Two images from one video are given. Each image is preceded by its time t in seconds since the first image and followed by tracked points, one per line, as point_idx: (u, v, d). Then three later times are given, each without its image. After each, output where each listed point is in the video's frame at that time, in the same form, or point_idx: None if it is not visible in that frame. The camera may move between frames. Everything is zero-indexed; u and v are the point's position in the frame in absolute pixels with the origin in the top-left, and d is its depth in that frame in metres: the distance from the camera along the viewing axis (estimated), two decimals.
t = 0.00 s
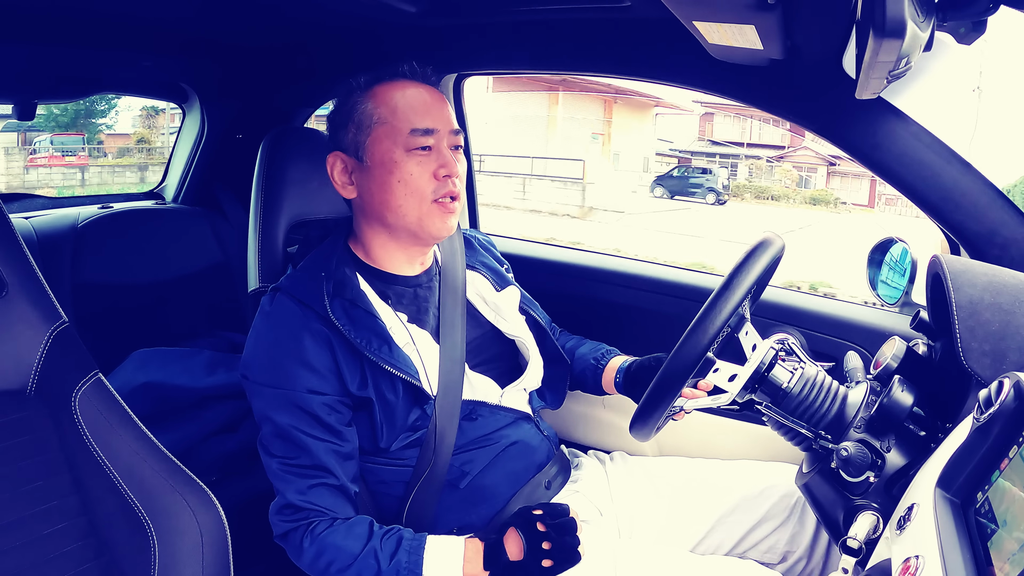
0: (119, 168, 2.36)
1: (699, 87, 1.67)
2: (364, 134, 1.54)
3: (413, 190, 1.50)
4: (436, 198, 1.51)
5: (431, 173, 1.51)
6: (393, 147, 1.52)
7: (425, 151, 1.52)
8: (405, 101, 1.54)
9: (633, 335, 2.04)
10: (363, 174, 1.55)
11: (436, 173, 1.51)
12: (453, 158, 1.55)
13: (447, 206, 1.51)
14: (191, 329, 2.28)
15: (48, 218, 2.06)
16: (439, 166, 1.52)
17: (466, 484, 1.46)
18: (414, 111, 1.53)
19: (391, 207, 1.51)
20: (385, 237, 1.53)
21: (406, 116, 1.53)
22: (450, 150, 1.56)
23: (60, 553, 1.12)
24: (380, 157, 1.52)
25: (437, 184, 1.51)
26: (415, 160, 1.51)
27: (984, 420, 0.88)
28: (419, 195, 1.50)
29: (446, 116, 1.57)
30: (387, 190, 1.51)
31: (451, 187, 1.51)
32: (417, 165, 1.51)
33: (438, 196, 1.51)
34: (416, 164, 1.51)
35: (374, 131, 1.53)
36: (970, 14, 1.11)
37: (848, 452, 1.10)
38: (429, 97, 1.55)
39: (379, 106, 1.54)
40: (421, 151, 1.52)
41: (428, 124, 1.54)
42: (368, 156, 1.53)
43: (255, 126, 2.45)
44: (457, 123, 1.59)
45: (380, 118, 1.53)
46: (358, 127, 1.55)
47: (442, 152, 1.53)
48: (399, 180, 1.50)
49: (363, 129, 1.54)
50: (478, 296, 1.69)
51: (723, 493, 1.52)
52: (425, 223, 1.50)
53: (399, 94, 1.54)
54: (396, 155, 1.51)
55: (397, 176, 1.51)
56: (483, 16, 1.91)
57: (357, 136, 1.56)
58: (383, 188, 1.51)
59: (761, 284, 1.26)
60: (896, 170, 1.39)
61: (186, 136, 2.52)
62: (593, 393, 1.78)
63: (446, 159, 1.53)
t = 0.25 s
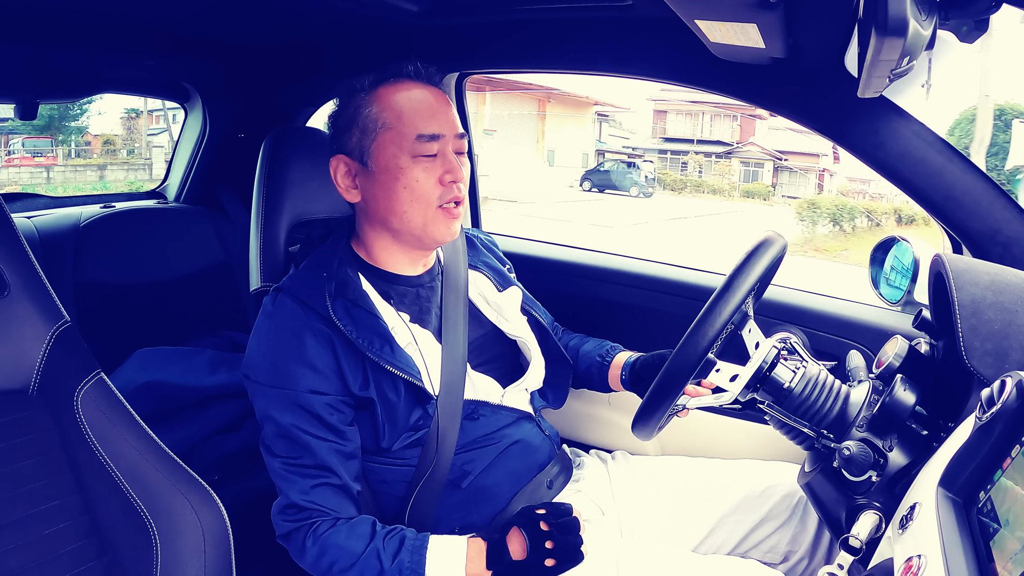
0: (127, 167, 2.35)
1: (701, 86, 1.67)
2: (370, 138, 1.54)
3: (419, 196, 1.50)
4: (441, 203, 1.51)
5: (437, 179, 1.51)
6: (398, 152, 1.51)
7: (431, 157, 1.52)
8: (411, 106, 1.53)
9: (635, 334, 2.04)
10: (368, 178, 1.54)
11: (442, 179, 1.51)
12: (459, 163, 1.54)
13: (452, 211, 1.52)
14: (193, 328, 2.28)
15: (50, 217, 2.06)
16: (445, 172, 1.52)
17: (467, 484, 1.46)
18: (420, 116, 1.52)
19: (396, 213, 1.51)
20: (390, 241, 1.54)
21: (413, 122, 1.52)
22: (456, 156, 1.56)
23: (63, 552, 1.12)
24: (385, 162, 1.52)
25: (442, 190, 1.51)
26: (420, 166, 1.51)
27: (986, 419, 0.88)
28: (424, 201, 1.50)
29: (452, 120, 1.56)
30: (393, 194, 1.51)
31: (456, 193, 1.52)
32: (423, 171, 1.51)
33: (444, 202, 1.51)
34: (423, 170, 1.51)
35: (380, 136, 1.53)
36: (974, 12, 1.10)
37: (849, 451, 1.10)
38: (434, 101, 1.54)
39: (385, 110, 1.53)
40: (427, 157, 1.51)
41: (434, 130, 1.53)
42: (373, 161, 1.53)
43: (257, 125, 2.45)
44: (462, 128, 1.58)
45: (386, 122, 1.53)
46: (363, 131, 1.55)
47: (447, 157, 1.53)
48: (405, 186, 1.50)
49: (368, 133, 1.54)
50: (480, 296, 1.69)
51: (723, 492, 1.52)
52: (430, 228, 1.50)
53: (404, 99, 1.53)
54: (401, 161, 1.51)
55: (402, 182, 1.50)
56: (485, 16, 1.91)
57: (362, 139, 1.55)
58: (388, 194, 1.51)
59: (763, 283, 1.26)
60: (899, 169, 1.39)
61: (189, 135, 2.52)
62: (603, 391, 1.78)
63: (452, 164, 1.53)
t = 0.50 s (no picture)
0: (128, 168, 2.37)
1: (704, 85, 1.67)
2: (368, 136, 1.54)
3: (419, 193, 1.50)
4: (441, 199, 1.51)
5: (436, 175, 1.51)
6: (397, 149, 1.52)
7: (430, 153, 1.52)
8: (408, 103, 1.53)
9: (637, 334, 2.04)
10: (367, 176, 1.55)
11: (441, 175, 1.51)
12: (458, 159, 1.55)
13: (453, 206, 1.52)
14: (196, 326, 2.29)
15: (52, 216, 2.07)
16: (444, 169, 1.52)
17: (469, 482, 1.47)
18: (417, 113, 1.53)
19: (396, 210, 1.51)
20: (390, 239, 1.54)
21: (410, 119, 1.52)
22: (454, 151, 1.56)
23: (65, 549, 1.13)
24: (384, 160, 1.52)
25: (442, 186, 1.51)
26: (419, 163, 1.51)
27: (988, 419, 0.87)
28: (424, 197, 1.50)
29: (449, 117, 1.57)
30: (393, 192, 1.51)
31: (456, 189, 1.52)
32: (421, 167, 1.51)
33: (444, 198, 1.51)
34: (421, 166, 1.51)
35: (378, 134, 1.53)
36: (976, 11, 1.10)
37: (851, 451, 1.10)
38: (431, 97, 1.55)
39: (381, 108, 1.54)
40: (426, 153, 1.52)
41: (432, 126, 1.53)
42: (372, 159, 1.53)
43: (260, 124, 2.44)
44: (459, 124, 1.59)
45: (384, 120, 1.53)
46: (361, 130, 1.55)
47: (446, 153, 1.53)
48: (404, 183, 1.50)
49: (366, 131, 1.54)
50: (483, 295, 1.69)
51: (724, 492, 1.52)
52: (431, 225, 1.50)
53: (400, 96, 1.53)
54: (400, 158, 1.51)
55: (402, 179, 1.51)
56: (487, 14, 1.91)
57: (360, 138, 1.55)
58: (388, 192, 1.51)
59: (765, 283, 1.26)
60: (902, 169, 1.39)
61: (192, 132, 2.52)
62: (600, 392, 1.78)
63: (451, 160, 1.53)
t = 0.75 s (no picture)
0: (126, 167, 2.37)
1: (705, 85, 1.67)
2: (371, 135, 1.54)
3: (424, 190, 1.51)
4: (446, 196, 1.52)
5: (440, 172, 1.53)
6: (401, 147, 1.52)
7: (433, 151, 1.53)
8: (410, 101, 1.54)
9: (640, 334, 2.04)
10: (370, 176, 1.55)
11: (445, 172, 1.53)
12: (459, 157, 1.57)
13: (456, 203, 1.54)
14: (198, 327, 2.29)
15: (55, 217, 2.07)
16: (447, 166, 1.54)
17: (473, 483, 1.48)
18: (420, 112, 1.54)
19: (400, 208, 1.52)
20: (394, 238, 1.54)
21: (413, 117, 1.53)
22: (456, 149, 1.58)
23: (68, 550, 1.13)
24: (387, 158, 1.52)
25: (446, 183, 1.53)
26: (423, 160, 1.52)
27: (990, 419, 0.87)
28: (429, 195, 1.51)
29: (450, 115, 1.59)
30: (397, 190, 1.52)
31: (460, 185, 1.54)
32: (426, 165, 1.52)
33: (448, 196, 1.52)
34: (426, 164, 1.52)
35: (381, 133, 1.53)
36: (977, 11, 1.10)
37: (854, 451, 1.09)
38: (433, 96, 1.56)
39: (384, 107, 1.54)
40: (429, 151, 1.53)
41: (435, 124, 1.55)
42: (375, 158, 1.54)
43: (261, 125, 2.45)
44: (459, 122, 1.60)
45: (387, 118, 1.53)
46: (363, 129, 1.55)
47: (448, 151, 1.55)
48: (410, 181, 1.51)
49: (369, 130, 1.54)
50: (484, 297, 1.69)
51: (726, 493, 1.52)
52: (436, 222, 1.51)
53: (402, 95, 1.54)
54: (404, 156, 1.52)
55: (406, 177, 1.51)
56: (488, 15, 1.91)
57: (363, 137, 1.55)
58: (392, 190, 1.52)
59: (767, 283, 1.25)
60: (903, 169, 1.39)
61: (193, 135, 2.54)
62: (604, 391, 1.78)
63: (453, 158, 1.55)
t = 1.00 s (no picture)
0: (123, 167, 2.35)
1: (707, 87, 1.66)
2: (372, 134, 1.55)
3: (425, 188, 1.52)
4: (447, 194, 1.53)
5: (441, 170, 1.53)
6: (401, 146, 1.53)
7: (433, 148, 1.54)
8: (410, 100, 1.54)
9: (641, 336, 2.04)
10: (371, 174, 1.55)
11: (446, 169, 1.53)
12: (460, 154, 1.57)
13: (457, 201, 1.54)
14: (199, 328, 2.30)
15: (57, 217, 2.07)
16: (448, 163, 1.54)
17: (473, 484, 1.47)
18: (420, 110, 1.54)
19: (402, 205, 1.52)
20: (395, 236, 1.55)
21: (413, 115, 1.54)
22: (456, 147, 1.58)
23: (69, 549, 1.13)
24: (388, 157, 1.53)
25: (447, 181, 1.53)
26: (424, 158, 1.53)
27: (992, 421, 0.87)
28: (430, 192, 1.52)
29: (450, 114, 1.59)
30: (398, 188, 1.52)
31: (460, 183, 1.54)
32: (426, 163, 1.52)
33: (449, 194, 1.53)
34: (426, 161, 1.53)
35: (382, 132, 1.54)
36: (979, 14, 1.10)
37: (855, 454, 1.09)
38: (433, 94, 1.56)
39: (384, 105, 1.54)
40: (430, 149, 1.53)
41: (435, 122, 1.55)
42: (376, 156, 1.54)
43: (263, 125, 2.45)
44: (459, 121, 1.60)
45: (388, 117, 1.54)
46: (364, 128, 1.55)
47: (449, 148, 1.55)
48: (410, 178, 1.51)
49: (369, 129, 1.55)
50: (484, 299, 1.69)
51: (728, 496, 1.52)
52: (437, 220, 1.51)
53: (403, 94, 1.54)
54: (405, 154, 1.52)
55: (407, 175, 1.52)
56: (490, 16, 1.91)
57: (363, 137, 1.56)
58: (394, 188, 1.52)
59: (768, 285, 1.26)
60: (905, 171, 1.39)
61: (194, 135, 2.53)
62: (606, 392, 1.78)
63: (454, 155, 1.55)
